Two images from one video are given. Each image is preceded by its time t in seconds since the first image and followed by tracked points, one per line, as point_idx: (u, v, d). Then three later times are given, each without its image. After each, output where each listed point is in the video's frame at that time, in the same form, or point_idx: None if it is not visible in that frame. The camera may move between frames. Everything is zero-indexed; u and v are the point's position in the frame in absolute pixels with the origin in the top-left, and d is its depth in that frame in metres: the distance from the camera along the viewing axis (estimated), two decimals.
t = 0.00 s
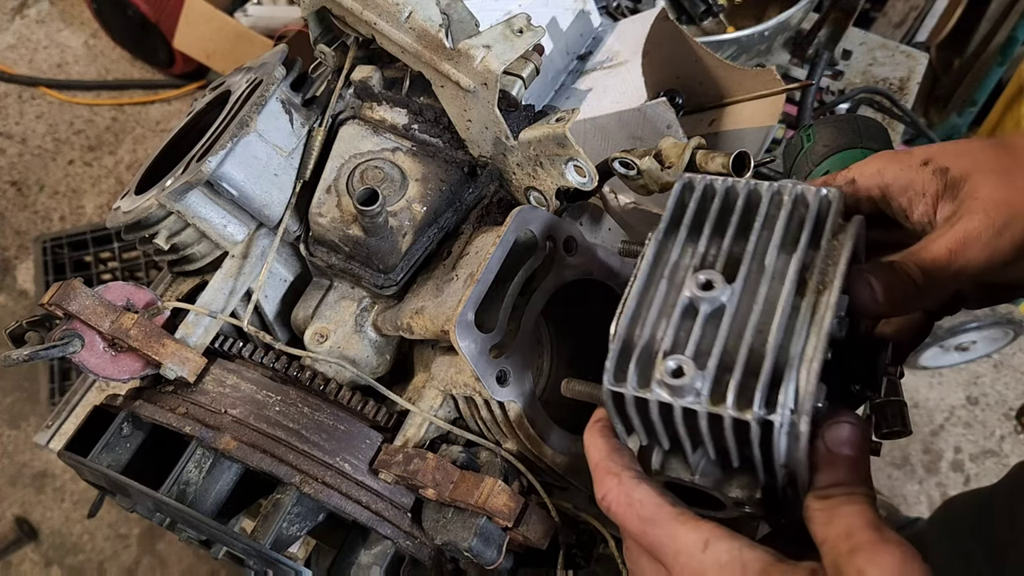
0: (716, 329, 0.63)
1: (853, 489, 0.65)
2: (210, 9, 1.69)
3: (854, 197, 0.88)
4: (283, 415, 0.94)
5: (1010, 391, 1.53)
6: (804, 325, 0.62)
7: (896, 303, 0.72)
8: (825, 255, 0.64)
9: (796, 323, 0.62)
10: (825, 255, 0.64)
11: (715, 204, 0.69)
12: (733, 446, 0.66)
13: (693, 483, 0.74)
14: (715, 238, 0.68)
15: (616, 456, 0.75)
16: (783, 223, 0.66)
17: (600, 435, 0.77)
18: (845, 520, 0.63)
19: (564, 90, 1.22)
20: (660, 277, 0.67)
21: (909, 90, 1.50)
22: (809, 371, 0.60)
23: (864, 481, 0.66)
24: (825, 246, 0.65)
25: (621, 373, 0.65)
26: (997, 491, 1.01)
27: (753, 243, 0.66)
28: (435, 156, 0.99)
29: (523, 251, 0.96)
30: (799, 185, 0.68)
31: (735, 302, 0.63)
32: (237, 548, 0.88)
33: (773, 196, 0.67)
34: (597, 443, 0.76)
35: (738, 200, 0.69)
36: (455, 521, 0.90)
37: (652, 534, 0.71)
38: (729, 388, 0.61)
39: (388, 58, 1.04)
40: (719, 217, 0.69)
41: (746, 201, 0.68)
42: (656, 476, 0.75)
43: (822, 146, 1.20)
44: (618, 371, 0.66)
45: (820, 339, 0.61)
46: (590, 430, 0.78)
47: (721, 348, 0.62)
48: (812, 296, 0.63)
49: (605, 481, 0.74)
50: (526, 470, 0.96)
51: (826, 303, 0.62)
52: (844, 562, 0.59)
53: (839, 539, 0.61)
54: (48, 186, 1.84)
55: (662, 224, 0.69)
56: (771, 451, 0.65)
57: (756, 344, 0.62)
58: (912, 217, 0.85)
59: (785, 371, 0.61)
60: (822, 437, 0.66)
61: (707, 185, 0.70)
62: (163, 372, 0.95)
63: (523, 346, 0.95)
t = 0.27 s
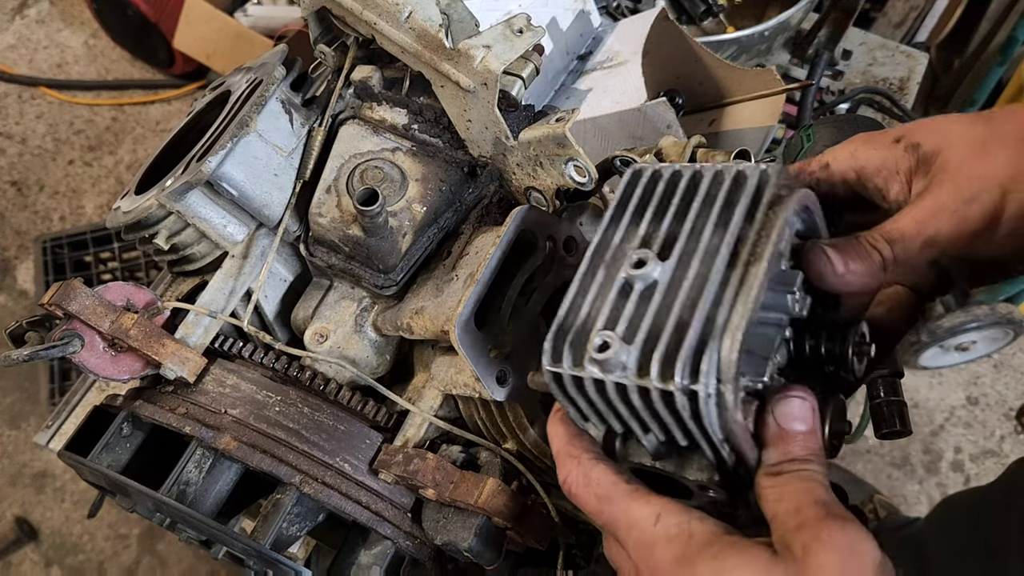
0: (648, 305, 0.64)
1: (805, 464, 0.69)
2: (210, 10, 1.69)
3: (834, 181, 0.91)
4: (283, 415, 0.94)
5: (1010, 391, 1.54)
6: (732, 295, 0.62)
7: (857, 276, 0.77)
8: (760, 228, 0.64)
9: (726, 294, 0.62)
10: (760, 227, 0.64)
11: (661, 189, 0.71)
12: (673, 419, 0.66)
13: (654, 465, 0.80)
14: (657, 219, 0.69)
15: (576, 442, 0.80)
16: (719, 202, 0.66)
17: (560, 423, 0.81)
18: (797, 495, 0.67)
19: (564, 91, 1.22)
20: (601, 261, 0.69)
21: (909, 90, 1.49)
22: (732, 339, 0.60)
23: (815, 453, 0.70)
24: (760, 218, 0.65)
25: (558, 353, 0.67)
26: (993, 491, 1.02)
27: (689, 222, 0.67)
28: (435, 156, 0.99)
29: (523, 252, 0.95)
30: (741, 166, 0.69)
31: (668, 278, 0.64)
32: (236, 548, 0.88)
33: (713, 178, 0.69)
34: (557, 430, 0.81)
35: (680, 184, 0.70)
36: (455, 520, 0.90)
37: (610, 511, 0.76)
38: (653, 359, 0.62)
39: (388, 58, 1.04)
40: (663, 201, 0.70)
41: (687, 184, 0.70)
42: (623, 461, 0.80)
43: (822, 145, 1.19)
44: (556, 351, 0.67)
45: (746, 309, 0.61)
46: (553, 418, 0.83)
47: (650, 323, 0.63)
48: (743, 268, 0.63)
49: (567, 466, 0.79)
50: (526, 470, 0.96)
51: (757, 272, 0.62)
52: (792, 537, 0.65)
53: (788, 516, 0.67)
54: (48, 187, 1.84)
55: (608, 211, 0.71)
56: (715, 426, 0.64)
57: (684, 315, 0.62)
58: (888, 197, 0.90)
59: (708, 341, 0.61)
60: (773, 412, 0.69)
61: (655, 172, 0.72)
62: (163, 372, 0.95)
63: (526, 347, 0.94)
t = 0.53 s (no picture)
0: (611, 298, 0.69)
1: (782, 452, 0.74)
2: (210, 10, 1.69)
3: (813, 167, 1.01)
4: (283, 415, 0.94)
5: (1010, 392, 1.54)
6: (691, 280, 0.67)
7: (837, 263, 0.82)
8: (719, 213, 0.70)
9: (683, 280, 0.68)
10: (719, 212, 0.70)
11: (626, 184, 0.76)
12: (643, 407, 0.71)
13: (637, 458, 0.84)
14: (622, 214, 0.75)
15: (558, 441, 0.84)
16: (680, 190, 0.72)
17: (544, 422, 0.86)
18: (775, 485, 0.72)
19: (564, 91, 1.22)
20: (569, 259, 0.74)
21: (909, 90, 1.49)
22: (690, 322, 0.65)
23: (791, 441, 0.75)
24: (718, 204, 0.70)
25: (529, 349, 0.72)
26: (989, 490, 1.02)
27: (650, 214, 0.72)
28: (435, 156, 0.99)
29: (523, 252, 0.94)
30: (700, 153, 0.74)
31: (631, 267, 0.70)
32: (236, 548, 0.88)
33: (675, 167, 0.74)
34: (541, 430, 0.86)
35: (644, 177, 0.75)
36: (455, 520, 0.90)
37: (593, 504, 0.80)
38: (616, 347, 0.67)
39: (389, 58, 1.03)
40: (628, 196, 0.75)
41: (651, 175, 0.75)
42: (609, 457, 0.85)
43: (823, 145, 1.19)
44: (527, 347, 0.72)
45: (704, 292, 0.66)
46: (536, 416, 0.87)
47: (614, 313, 0.68)
48: (702, 253, 0.68)
49: (552, 463, 0.84)
50: (525, 470, 0.96)
51: (712, 258, 0.68)
52: (772, 529, 0.70)
53: (767, 508, 0.72)
54: (48, 187, 1.84)
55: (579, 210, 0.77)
56: (681, 411, 0.69)
57: (645, 302, 0.68)
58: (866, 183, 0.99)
59: (668, 326, 0.66)
60: (750, 399, 0.74)
61: (622, 168, 0.78)
62: (163, 372, 0.95)
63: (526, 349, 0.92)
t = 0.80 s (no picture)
0: (616, 298, 0.69)
1: (786, 455, 0.74)
2: (210, 9, 1.69)
3: (813, 169, 1.01)
4: (283, 415, 0.94)
5: (1011, 392, 1.54)
6: (697, 280, 0.67)
7: (840, 264, 0.82)
8: (724, 213, 0.70)
9: (689, 280, 0.67)
10: (724, 212, 0.70)
11: (629, 185, 0.76)
12: (647, 407, 0.71)
13: (638, 458, 0.81)
14: (625, 214, 0.75)
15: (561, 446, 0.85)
16: (684, 190, 0.71)
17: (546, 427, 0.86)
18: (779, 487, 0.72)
19: (564, 91, 1.22)
20: (573, 258, 0.74)
21: (910, 90, 1.49)
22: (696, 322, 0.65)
23: (795, 442, 0.75)
24: (723, 204, 0.70)
25: (534, 349, 0.72)
26: (987, 490, 1.02)
27: (655, 214, 0.72)
28: (435, 156, 0.99)
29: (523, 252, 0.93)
30: (705, 153, 0.74)
31: (636, 267, 0.69)
32: (236, 549, 0.88)
33: (678, 167, 0.74)
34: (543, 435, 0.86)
35: (648, 177, 0.75)
36: (455, 521, 0.89)
37: (593, 508, 0.81)
38: (622, 348, 0.66)
39: (388, 58, 1.03)
40: (631, 195, 0.75)
41: (655, 175, 0.75)
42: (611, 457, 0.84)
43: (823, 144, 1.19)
44: (531, 347, 0.72)
45: (711, 292, 0.66)
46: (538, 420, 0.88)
47: (619, 313, 0.68)
48: (708, 253, 0.68)
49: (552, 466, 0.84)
50: (526, 470, 0.96)
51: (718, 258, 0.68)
52: (775, 534, 0.70)
53: (771, 511, 0.72)
54: (47, 186, 1.84)
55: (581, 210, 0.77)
56: (687, 411, 0.69)
57: (650, 303, 0.67)
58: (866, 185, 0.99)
59: (674, 328, 0.66)
60: (753, 402, 0.74)
61: (624, 169, 0.78)
62: (163, 372, 0.95)
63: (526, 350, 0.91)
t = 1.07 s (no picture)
0: (610, 296, 0.69)
1: (785, 453, 0.74)
2: (210, 9, 1.69)
3: (808, 166, 0.99)
4: (283, 415, 0.94)
5: (1011, 392, 1.53)
6: (691, 276, 0.67)
7: (836, 256, 0.82)
8: (717, 211, 0.69)
9: (682, 276, 0.67)
10: (717, 209, 0.69)
11: (623, 183, 0.76)
12: (644, 405, 0.70)
13: (637, 457, 0.79)
14: (620, 212, 0.74)
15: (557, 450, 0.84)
16: (677, 188, 0.71)
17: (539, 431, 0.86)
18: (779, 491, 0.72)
19: (564, 90, 1.21)
20: (567, 258, 0.74)
21: (910, 90, 1.49)
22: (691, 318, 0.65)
23: (793, 440, 0.74)
24: (717, 200, 0.69)
25: (529, 349, 0.72)
26: (987, 490, 1.02)
27: (649, 211, 0.72)
28: (435, 156, 0.99)
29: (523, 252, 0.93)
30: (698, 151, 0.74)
31: (630, 264, 0.70)
32: (236, 549, 0.88)
33: (672, 165, 0.73)
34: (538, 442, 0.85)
35: (641, 176, 0.75)
36: (455, 521, 0.89)
37: (589, 512, 0.81)
38: (617, 346, 0.66)
39: (388, 57, 1.03)
40: (625, 194, 0.75)
41: (649, 172, 0.74)
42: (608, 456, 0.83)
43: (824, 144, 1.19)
44: (527, 346, 0.72)
45: (705, 288, 0.66)
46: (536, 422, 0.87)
47: (614, 312, 0.68)
48: (701, 250, 0.68)
49: (548, 469, 0.83)
50: (526, 470, 0.96)
51: (711, 255, 0.67)
52: (774, 538, 0.70)
53: (771, 514, 0.71)
54: (47, 186, 1.83)
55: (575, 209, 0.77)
56: (683, 408, 0.69)
57: (645, 300, 0.68)
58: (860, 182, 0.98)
59: (669, 324, 0.66)
60: (750, 399, 0.74)
61: (618, 167, 0.78)
62: (162, 372, 0.95)
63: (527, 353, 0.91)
